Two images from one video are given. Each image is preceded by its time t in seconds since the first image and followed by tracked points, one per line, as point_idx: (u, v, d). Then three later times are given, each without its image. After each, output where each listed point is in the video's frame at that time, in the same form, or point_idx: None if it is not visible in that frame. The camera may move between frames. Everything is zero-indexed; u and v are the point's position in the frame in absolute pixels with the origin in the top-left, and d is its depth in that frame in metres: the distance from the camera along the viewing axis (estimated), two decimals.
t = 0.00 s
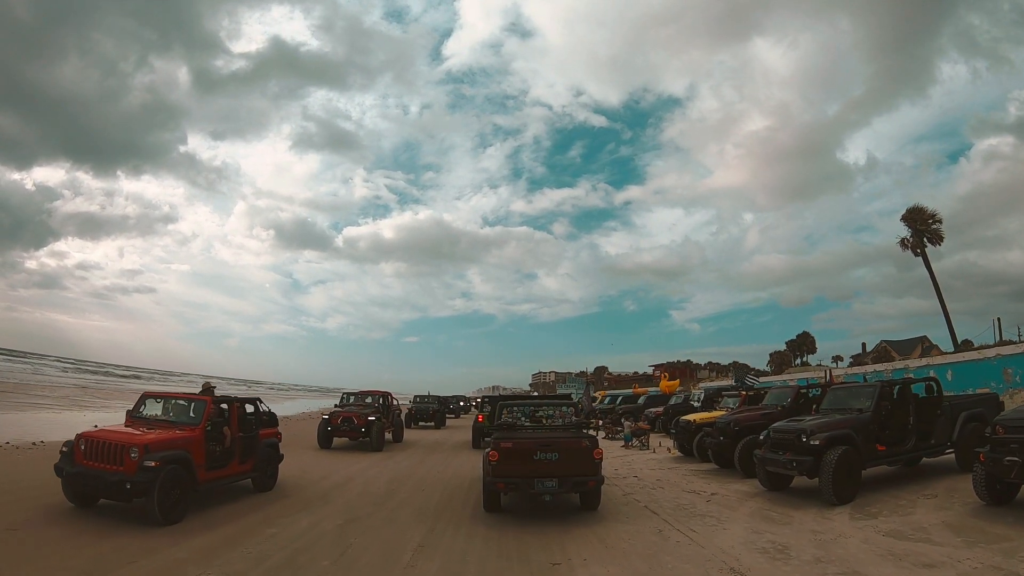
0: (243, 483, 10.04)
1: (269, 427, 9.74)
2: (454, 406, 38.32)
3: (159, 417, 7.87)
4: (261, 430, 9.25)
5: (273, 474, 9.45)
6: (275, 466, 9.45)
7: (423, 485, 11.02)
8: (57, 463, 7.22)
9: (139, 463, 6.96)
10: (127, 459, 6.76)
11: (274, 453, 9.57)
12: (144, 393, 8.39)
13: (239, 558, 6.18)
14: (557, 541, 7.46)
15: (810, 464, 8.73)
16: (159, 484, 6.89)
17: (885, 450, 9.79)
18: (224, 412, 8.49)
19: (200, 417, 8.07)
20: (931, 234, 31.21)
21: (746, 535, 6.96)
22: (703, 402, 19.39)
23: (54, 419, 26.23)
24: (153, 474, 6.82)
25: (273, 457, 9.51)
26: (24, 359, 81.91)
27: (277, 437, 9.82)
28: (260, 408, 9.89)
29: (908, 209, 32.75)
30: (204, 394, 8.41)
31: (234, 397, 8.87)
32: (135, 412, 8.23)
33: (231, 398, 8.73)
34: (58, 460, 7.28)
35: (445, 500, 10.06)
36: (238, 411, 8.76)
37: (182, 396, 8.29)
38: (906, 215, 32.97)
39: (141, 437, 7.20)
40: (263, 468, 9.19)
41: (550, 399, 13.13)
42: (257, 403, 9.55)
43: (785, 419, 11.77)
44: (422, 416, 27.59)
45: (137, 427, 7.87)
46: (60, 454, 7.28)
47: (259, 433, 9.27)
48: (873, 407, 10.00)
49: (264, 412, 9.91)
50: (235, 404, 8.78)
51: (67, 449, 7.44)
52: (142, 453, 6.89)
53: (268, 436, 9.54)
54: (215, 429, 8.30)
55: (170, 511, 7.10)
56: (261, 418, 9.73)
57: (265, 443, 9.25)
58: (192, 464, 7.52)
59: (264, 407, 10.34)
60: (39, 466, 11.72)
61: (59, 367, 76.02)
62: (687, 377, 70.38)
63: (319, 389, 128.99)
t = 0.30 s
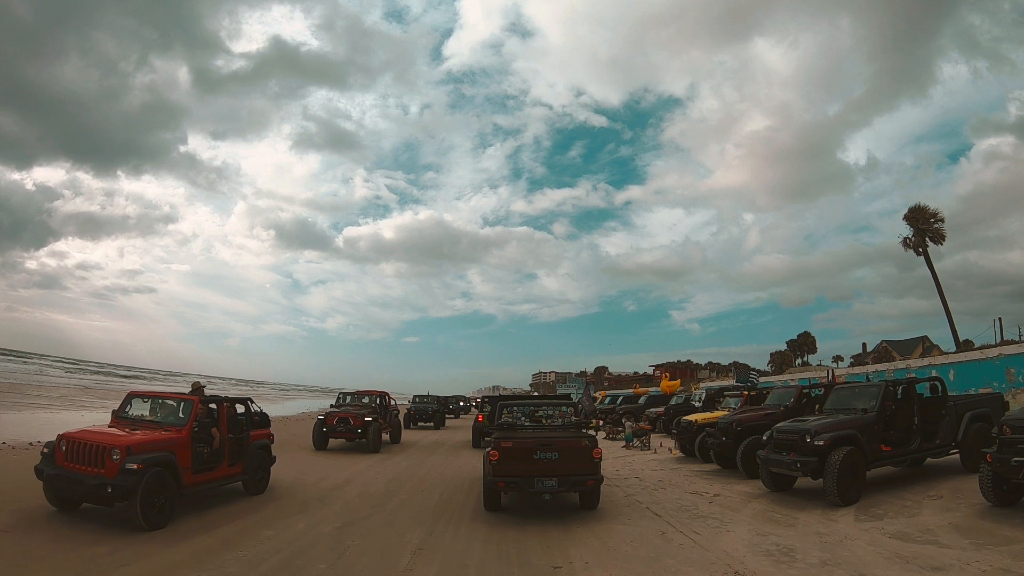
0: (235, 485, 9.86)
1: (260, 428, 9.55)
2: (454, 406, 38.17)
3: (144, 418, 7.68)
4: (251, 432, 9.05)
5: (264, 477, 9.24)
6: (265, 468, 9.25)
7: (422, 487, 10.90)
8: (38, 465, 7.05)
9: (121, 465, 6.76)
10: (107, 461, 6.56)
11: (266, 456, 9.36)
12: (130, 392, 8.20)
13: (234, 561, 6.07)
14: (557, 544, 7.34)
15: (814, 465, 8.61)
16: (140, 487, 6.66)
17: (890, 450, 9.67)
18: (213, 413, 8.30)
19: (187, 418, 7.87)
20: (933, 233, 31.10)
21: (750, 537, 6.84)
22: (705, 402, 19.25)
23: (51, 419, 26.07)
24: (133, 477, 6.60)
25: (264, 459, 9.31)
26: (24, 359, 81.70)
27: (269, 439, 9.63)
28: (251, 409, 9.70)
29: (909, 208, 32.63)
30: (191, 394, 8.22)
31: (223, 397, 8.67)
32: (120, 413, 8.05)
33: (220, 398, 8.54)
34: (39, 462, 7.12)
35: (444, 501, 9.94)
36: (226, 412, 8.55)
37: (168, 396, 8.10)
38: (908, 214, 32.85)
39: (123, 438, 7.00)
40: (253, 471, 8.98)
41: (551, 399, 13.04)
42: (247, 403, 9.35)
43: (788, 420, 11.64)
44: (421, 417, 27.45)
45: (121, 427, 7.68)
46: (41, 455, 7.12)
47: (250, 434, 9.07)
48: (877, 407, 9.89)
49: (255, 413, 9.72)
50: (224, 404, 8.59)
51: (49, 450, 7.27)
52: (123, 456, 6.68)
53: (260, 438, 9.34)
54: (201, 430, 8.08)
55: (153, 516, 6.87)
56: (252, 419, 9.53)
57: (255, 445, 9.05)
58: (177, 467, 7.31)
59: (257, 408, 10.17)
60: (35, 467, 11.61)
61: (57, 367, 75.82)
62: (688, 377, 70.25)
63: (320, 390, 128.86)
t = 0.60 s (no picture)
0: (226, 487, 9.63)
1: (251, 429, 9.31)
2: (453, 406, 38.03)
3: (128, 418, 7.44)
4: (240, 433, 8.80)
5: (254, 480, 8.99)
6: (256, 471, 9.00)
7: (420, 488, 10.75)
8: (16, 467, 6.84)
9: (100, 468, 6.51)
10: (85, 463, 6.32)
11: (257, 459, 9.10)
12: (114, 392, 7.98)
13: (230, 564, 5.94)
14: (559, 546, 7.23)
15: (819, 466, 8.47)
16: (120, 492, 6.40)
17: (896, 451, 9.55)
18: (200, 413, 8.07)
19: (171, 419, 7.62)
20: (936, 232, 30.96)
21: (755, 540, 6.72)
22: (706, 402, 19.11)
23: (46, 419, 25.89)
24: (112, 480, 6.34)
25: (254, 461, 9.06)
26: (24, 359, 81.59)
27: (260, 440, 9.39)
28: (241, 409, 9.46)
29: (911, 208, 32.51)
30: (177, 393, 7.97)
31: (210, 397, 8.43)
32: (103, 412, 7.83)
33: (207, 398, 8.30)
34: (18, 464, 6.92)
35: (444, 503, 9.80)
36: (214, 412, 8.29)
37: (153, 395, 7.86)
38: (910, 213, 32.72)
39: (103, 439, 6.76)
40: (243, 474, 8.72)
41: (551, 399, 12.92)
42: (236, 404, 9.11)
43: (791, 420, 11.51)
44: (420, 417, 27.28)
45: (103, 429, 7.46)
46: (19, 456, 6.91)
47: (239, 436, 8.82)
48: (883, 407, 9.76)
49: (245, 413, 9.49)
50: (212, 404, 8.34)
51: (27, 452, 7.06)
52: (103, 458, 6.44)
53: (250, 440, 9.09)
54: (186, 431, 7.83)
55: (134, 522, 6.60)
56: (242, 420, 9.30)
57: (245, 447, 8.79)
58: (161, 470, 7.04)
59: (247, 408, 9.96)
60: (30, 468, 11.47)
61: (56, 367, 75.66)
62: (688, 377, 70.13)
63: (320, 389, 128.70)
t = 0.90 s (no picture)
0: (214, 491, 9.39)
1: (239, 431, 9.05)
2: (453, 407, 37.83)
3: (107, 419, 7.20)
4: (226, 435, 8.55)
5: (243, 484, 8.74)
6: (245, 474, 8.74)
7: (419, 489, 10.60)
8: None
9: (74, 471, 6.27)
10: (58, 466, 6.08)
11: (246, 462, 8.85)
12: (94, 391, 7.75)
13: (224, 567, 5.80)
14: (560, 549, 7.08)
15: (825, 466, 8.32)
16: (94, 496, 6.15)
17: (902, 451, 9.40)
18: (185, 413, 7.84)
19: (152, 420, 7.37)
20: (939, 231, 30.75)
21: (761, 542, 6.57)
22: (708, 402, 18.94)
23: (43, 420, 25.73)
24: (85, 484, 6.09)
25: (243, 464, 8.81)
26: (23, 359, 81.27)
27: (249, 442, 9.14)
28: (229, 410, 9.22)
29: (914, 207, 32.33)
30: (160, 393, 7.73)
31: (195, 397, 8.19)
32: (83, 412, 7.61)
33: (192, 399, 8.06)
34: None
35: (443, 504, 9.65)
36: (198, 413, 8.04)
37: (134, 395, 7.62)
38: (913, 212, 32.54)
39: (79, 441, 6.52)
40: (230, 477, 8.46)
41: (551, 399, 12.78)
42: (223, 404, 8.87)
43: (795, 420, 11.36)
44: (419, 417, 27.11)
45: (81, 430, 7.23)
46: None
47: (225, 438, 8.57)
48: (889, 407, 9.60)
49: (233, 414, 9.24)
50: (197, 405, 8.09)
51: (2, 453, 6.84)
52: (77, 461, 6.19)
53: (238, 442, 8.84)
54: (168, 432, 7.58)
55: (111, 529, 6.34)
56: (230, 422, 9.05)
57: (232, 450, 8.55)
58: (140, 473, 6.79)
59: (235, 409, 9.73)
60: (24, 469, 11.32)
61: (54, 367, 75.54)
62: (689, 377, 69.97)
63: (319, 389, 128.46)
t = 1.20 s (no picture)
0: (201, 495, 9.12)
1: (225, 432, 8.78)
2: (452, 407, 37.63)
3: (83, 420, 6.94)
4: (211, 437, 8.28)
5: (229, 489, 8.46)
6: (231, 478, 8.46)
7: (418, 491, 10.43)
8: None
9: (44, 475, 5.99)
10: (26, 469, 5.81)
11: (232, 466, 8.58)
12: (71, 391, 7.49)
13: (216, 572, 5.63)
14: (561, 552, 6.91)
15: (833, 468, 8.14)
16: (64, 502, 5.86)
17: (910, 452, 9.22)
18: (167, 413, 7.58)
19: (130, 421, 7.11)
20: (942, 230, 30.57)
21: (768, 546, 6.41)
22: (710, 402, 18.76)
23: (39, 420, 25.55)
24: (54, 489, 5.80)
25: (229, 468, 8.53)
26: (22, 359, 81.15)
27: (236, 445, 8.88)
28: (214, 410, 8.96)
29: (917, 205, 32.19)
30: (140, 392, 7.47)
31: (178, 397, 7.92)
32: (59, 413, 7.35)
33: (174, 398, 7.79)
34: None
35: (443, 506, 9.48)
36: (180, 414, 7.77)
37: (112, 394, 7.36)
38: (915, 211, 32.41)
39: (50, 443, 6.25)
40: (215, 481, 8.19)
41: (551, 399, 12.60)
42: (208, 404, 8.61)
43: (799, 420, 11.19)
44: (418, 418, 26.92)
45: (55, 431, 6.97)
46: None
47: (210, 440, 8.30)
48: (896, 407, 9.43)
49: (219, 415, 8.98)
50: (179, 405, 7.82)
51: None
52: (46, 464, 5.92)
53: (223, 444, 8.57)
54: (147, 433, 7.31)
55: (84, 538, 6.05)
56: (215, 423, 8.78)
57: (217, 452, 8.28)
58: (115, 477, 6.51)
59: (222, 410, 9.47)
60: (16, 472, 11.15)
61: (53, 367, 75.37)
62: (690, 377, 69.78)
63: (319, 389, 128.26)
